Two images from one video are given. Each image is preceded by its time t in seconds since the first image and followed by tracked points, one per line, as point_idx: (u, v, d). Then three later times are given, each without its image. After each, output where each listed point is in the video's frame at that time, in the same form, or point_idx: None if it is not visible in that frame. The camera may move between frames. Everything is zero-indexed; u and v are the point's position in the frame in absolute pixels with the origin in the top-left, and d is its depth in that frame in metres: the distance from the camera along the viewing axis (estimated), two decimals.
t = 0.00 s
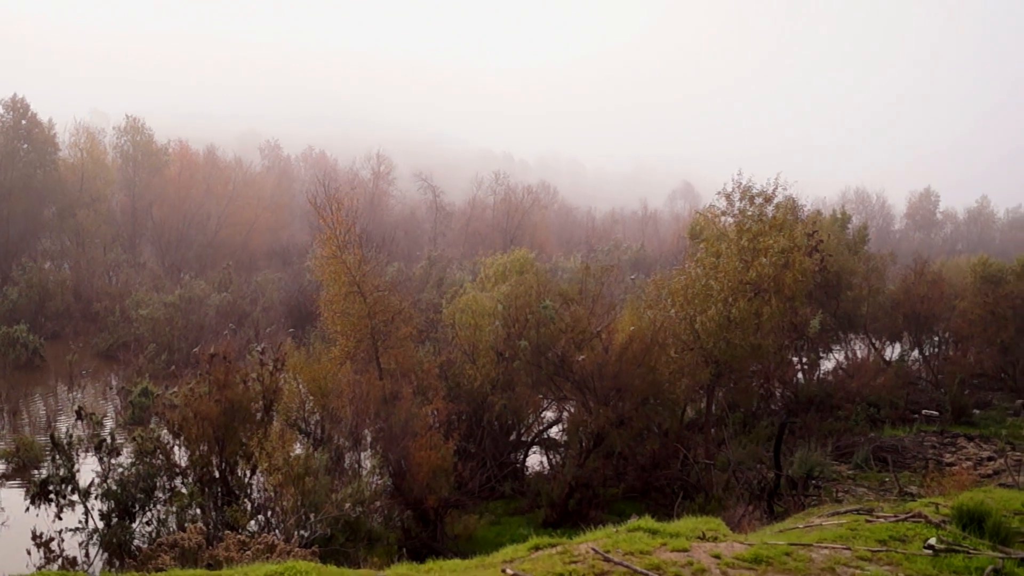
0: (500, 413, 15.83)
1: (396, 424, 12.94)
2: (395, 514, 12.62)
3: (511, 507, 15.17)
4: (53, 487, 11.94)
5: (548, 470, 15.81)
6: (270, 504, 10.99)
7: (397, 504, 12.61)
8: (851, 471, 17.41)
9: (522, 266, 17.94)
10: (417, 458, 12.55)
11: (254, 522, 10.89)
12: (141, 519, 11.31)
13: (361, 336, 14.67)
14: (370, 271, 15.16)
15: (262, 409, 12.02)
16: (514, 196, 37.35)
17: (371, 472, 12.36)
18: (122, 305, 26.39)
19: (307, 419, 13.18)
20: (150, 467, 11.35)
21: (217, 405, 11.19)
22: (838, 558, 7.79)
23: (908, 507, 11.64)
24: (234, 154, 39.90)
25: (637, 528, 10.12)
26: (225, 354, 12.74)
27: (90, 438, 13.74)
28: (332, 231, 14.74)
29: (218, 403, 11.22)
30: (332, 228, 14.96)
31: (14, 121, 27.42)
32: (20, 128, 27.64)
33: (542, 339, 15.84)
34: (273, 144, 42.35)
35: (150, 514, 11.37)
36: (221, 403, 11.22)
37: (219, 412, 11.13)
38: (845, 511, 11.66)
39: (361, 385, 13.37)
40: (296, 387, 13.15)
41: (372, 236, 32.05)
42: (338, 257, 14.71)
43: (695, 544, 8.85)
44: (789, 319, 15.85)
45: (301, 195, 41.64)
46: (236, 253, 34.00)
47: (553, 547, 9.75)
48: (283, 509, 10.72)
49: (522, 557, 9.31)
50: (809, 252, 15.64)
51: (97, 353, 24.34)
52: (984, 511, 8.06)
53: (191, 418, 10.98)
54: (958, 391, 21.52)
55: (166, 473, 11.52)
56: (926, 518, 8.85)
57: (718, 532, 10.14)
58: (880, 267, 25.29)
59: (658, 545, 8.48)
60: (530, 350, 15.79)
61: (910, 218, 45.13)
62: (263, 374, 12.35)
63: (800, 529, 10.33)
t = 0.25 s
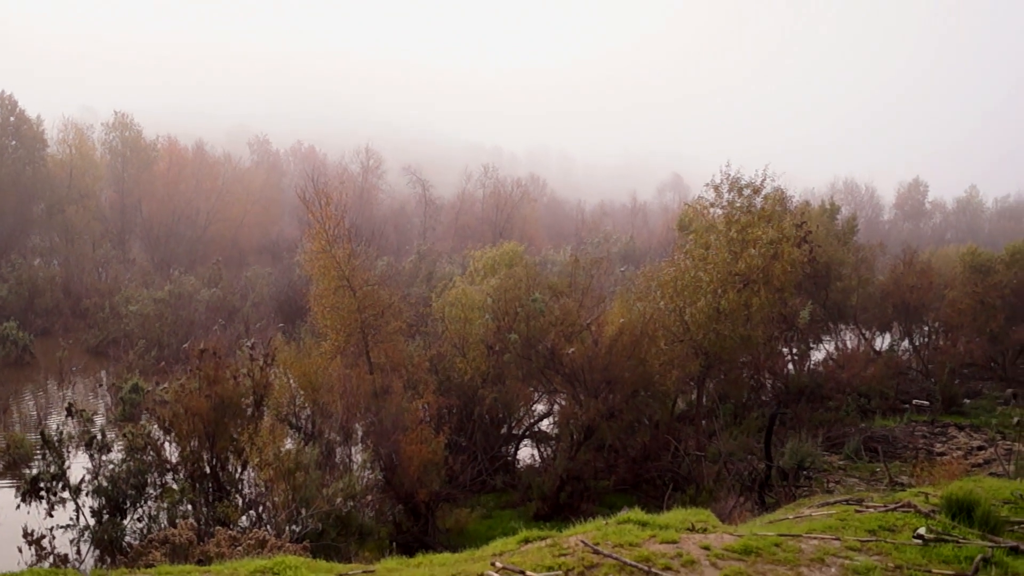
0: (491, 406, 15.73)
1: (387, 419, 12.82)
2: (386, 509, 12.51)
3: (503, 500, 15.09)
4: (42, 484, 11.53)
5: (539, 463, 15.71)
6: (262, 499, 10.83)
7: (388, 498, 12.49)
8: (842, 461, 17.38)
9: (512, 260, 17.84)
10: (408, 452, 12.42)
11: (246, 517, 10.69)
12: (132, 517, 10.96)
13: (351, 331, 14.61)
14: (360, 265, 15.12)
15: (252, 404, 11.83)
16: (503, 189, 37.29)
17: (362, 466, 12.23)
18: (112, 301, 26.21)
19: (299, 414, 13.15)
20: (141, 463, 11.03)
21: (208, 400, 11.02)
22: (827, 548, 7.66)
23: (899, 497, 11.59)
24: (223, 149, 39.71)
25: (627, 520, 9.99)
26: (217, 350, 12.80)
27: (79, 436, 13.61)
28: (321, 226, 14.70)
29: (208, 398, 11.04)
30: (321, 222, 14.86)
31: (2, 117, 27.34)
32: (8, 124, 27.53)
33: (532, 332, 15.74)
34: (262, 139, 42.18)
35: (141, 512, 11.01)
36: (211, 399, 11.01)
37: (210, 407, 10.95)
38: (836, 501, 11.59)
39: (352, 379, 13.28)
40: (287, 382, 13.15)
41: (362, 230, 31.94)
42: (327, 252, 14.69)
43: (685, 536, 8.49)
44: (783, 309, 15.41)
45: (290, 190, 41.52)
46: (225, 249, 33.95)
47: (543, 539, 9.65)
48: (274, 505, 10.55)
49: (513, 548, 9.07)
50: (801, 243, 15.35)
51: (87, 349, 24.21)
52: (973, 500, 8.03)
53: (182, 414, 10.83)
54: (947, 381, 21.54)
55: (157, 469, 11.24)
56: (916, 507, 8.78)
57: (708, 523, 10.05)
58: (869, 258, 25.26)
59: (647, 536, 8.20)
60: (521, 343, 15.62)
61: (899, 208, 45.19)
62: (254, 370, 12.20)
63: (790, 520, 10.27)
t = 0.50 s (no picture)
0: (484, 403, 15.54)
1: (379, 416, 12.89)
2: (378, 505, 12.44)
3: (496, 497, 14.99)
4: (36, 480, 11.39)
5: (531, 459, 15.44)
6: (254, 496, 10.59)
7: (380, 495, 12.40)
8: (835, 457, 17.34)
9: (504, 255, 17.75)
10: (401, 448, 12.33)
11: (237, 514, 10.50)
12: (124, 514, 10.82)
13: (344, 327, 14.56)
14: (353, 261, 15.05)
15: (244, 401, 11.80)
16: (496, 185, 37.28)
17: (353, 463, 12.01)
18: (104, 297, 26.08)
19: (290, 410, 13.04)
20: (133, 460, 10.88)
21: (199, 397, 10.92)
22: (818, 544, 7.59)
23: (891, 492, 11.53)
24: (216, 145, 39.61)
25: (617, 516, 9.90)
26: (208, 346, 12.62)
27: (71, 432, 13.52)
28: (314, 221, 14.62)
29: (200, 395, 10.94)
30: (314, 218, 14.79)
31: None
32: None
33: (524, 328, 15.68)
34: (255, 135, 42.08)
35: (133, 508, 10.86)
36: (203, 395, 10.93)
37: (201, 404, 10.84)
38: (828, 497, 11.52)
39: (344, 375, 13.46)
40: (280, 378, 13.06)
41: (354, 226, 31.85)
42: (320, 247, 14.60)
43: (677, 531, 8.45)
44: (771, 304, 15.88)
45: (283, 186, 41.40)
46: (220, 244, 33.57)
47: (533, 535, 9.56)
48: (266, 502, 10.29)
49: (503, 544, 8.93)
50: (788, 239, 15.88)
51: (79, 345, 24.13)
52: (964, 495, 7.95)
53: (174, 410, 10.74)
54: (940, 376, 21.52)
55: (149, 466, 11.01)
56: (907, 502, 8.70)
57: (699, 519, 9.96)
58: (861, 253, 25.26)
59: (638, 533, 8.11)
60: (512, 339, 15.59)
61: (891, 204, 45.22)
62: (246, 366, 12.17)
63: (781, 516, 10.19)
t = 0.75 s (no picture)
0: (477, 401, 15.61)
1: (372, 414, 12.79)
2: (371, 505, 12.41)
3: (490, 496, 15.00)
4: (27, 481, 11.27)
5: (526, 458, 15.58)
6: (248, 496, 10.47)
7: (373, 494, 12.37)
8: (828, 454, 17.34)
9: (498, 253, 17.65)
10: (394, 448, 12.30)
11: (231, 515, 10.38)
12: (117, 514, 10.69)
13: (337, 326, 14.50)
14: (346, 260, 15.02)
15: (237, 400, 11.63)
16: (489, 183, 37.24)
17: (348, 462, 12.08)
18: (97, 296, 26.00)
19: (284, 409, 12.75)
20: (126, 460, 10.71)
21: (192, 397, 10.73)
22: (811, 542, 7.56)
23: (884, 489, 11.51)
24: (209, 144, 39.52)
25: (610, 514, 9.86)
26: (199, 344, 12.11)
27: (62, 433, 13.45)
28: (307, 221, 14.55)
29: (193, 395, 10.75)
30: (307, 217, 14.73)
31: None
32: None
33: (518, 326, 15.53)
34: (248, 134, 41.99)
35: (127, 508, 10.74)
36: (196, 395, 10.74)
37: (194, 404, 10.65)
38: (822, 494, 11.50)
39: (338, 373, 13.37)
40: (272, 377, 12.74)
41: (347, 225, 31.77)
42: (313, 246, 14.53)
43: (670, 529, 8.43)
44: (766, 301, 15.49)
45: (276, 185, 41.31)
46: (212, 243, 33.51)
47: (526, 534, 9.52)
48: (259, 501, 10.28)
49: (496, 543, 8.91)
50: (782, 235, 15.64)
51: (71, 345, 24.07)
52: (957, 492, 7.89)
53: (167, 410, 10.51)
54: (933, 372, 21.52)
55: (142, 466, 10.86)
56: (899, 500, 8.66)
57: (692, 516, 9.93)
58: (854, 250, 25.24)
59: (630, 531, 8.08)
60: (506, 338, 15.47)
61: (883, 201, 45.24)
62: (240, 365, 12.13)
63: (775, 513, 10.17)
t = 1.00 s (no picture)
0: (472, 404, 15.49)
1: (367, 417, 12.65)
2: (365, 509, 12.38)
3: (485, 498, 14.98)
4: (20, 485, 11.18)
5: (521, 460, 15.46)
6: (242, 499, 10.33)
7: (368, 497, 12.34)
8: (823, 455, 17.33)
9: (491, 256, 17.58)
10: (388, 451, 12.26)
11: (224, 519, 10.24)
12: (111, 519, 10.57)
13: (331, 329, 14.51)
14: (340, 263, 15.02)
15: (231, 404, 11.58)
16: (484, 185, 37.26)
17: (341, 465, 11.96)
18: (90, 300, 25.91)
19: (278, 413, 12.68)
20: (120, 465, 10.59)
21: (186, 400, 10.62)
22: (805, 543, 7.55)
23: (878, 490, 11.49)
24: (202, 147, 39.46)
25: (605, 517, 9.83)
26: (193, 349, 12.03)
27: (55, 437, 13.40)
28: (300, 223, 14.51)
29: (187, 398, 10.65)
30: (301, 220, 14.71)
31: None
32: None
33: (511, 328, 15.52)
34: (241, 137, 41.93)
35: (121, 513, 10.61)
36: (190, 398, 10.64)
37: (187, 407, 10.55)
38: (816, 495, 11.47)
39: (332, 376, 13.06)
40: (267, 381, 12.68)
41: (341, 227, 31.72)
42: (307, 250, 14.55)
43: (664, 531, 8.43)
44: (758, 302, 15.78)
45: (270, 188, 41.24)
46: (206, 247, 33.40)
47: (519, 538, 9.49)
48: (253, 505, 10.12)
49: (490, 547, 8.88)
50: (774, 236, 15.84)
51: (64, 349, 23.98)
52: (950, 492, 7.86)
53: (161, 413, 10.46)
54: (927, 373, 21.54)
55: (136, 470, 10.76)
56: (893, 501, 8.63)
57: (686, 518, 9.89)
58: (848, 251, 25.26)
59: (625, 533, 8.08)
60: (500, 340, 15.45)
61: (876, 202, 45.32)
62: (234, 368, 12.09)
63: (769, 515, 10.15)
